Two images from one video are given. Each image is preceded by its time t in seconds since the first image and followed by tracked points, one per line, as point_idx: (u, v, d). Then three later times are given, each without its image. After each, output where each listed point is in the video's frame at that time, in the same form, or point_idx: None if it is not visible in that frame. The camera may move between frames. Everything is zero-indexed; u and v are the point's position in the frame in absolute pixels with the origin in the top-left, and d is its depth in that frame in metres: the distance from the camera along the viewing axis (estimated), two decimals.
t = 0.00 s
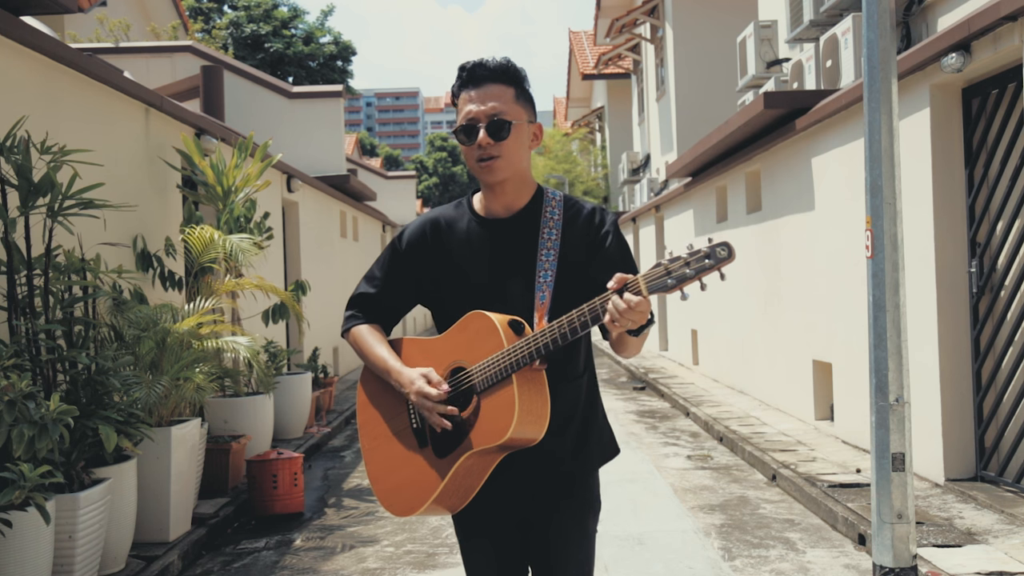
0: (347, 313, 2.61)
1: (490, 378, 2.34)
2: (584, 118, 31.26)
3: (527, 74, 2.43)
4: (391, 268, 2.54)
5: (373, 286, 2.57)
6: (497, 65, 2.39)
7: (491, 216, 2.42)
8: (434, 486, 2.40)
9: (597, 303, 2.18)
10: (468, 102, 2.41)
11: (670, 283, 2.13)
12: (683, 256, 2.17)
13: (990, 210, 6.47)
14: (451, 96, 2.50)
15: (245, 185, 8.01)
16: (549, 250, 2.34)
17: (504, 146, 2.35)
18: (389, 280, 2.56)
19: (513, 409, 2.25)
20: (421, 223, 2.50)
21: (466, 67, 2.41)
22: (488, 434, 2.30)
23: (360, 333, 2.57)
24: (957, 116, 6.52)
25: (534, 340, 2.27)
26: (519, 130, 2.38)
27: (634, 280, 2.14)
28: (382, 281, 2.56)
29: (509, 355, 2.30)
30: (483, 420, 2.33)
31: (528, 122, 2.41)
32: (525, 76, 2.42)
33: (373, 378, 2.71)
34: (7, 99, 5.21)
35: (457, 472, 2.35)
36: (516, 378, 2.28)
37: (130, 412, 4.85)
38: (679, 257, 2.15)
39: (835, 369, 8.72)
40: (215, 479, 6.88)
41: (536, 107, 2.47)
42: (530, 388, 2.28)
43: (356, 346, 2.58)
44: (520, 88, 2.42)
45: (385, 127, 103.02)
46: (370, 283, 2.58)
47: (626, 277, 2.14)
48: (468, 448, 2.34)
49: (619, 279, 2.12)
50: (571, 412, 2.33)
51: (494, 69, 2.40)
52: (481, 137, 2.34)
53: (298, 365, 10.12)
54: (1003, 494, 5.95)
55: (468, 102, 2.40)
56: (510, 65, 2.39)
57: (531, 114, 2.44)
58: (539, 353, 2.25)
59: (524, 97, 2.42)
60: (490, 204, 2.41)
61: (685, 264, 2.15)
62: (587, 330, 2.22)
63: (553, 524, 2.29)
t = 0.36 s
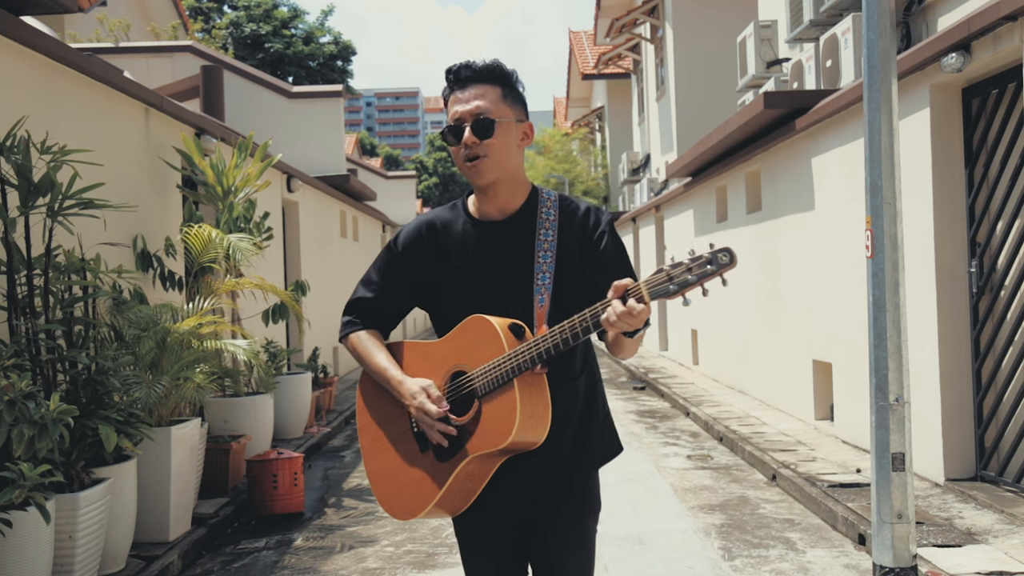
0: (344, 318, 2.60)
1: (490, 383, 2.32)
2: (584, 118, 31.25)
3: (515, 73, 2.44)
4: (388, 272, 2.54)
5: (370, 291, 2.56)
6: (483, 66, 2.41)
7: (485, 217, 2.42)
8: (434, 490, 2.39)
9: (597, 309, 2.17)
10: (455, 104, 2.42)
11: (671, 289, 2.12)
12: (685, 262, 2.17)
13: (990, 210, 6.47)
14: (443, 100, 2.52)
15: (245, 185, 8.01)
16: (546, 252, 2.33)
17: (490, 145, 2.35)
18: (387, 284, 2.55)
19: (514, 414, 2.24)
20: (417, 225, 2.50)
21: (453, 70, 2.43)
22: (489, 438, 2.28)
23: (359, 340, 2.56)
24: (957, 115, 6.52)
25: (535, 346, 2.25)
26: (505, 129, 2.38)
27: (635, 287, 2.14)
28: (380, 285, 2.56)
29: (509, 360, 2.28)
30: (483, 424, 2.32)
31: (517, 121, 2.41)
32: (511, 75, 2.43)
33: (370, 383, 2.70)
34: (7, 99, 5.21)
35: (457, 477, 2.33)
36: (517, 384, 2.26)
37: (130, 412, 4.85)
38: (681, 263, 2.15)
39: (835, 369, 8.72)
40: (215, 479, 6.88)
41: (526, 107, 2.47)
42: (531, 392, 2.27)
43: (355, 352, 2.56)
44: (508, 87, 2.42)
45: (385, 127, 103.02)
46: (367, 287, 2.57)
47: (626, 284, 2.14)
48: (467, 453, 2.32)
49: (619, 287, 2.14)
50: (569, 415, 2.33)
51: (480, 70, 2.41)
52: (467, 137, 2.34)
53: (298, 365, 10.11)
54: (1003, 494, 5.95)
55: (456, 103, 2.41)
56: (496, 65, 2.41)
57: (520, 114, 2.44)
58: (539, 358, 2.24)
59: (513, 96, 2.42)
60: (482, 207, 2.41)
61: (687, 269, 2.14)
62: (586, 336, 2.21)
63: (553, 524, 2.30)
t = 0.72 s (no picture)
0: (338, 318, 2.58)
1: (492, 377, 2.32)
2: (584, 118, 31.25)
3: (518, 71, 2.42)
4: (384, 270, 2.52)
5: (366, 288, 2.55)
6: (489, 63, 2.38)
7: (482, 213, 2.43)
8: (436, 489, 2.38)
9: (600, 296, 2.19)
10: (460, 98, 2.41)
11: (675, 273, 2.14)
12: (686, 246, 2.18)
13: (990, 209, 6.47)
14: (443, 93, 2.50)
15: (245, 185, 8.01)
16: (544, 247, 2.34)
17: (498, 143, 2.36)
18: (382, 282, 2.54)
19: (518, 409, 2.24)
20: (412, 223, 2.49)
21: (459, 64, 2.41)
22: (493, 433, 2.28)
23: (356, 337, 2.55)
24: (957, 115, 6.52)
25: (537, 338, 2.26)
26: (511, 127, 2.39)
27: (638, 272, 2.15)
28: (375, 283, 2.54)
29: (511, 353, 2.29)
30: (486, 420, 2.32)
31: (521, 119, 2.42)
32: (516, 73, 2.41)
33: (367, 385, 2.69)
34: (8, 99, 5.21)
35: (459, 474, 2.32)
36: (519, 376, 2.27)
37: (130, 412, 4.85)
38: (682, 247, 2.17)
39: (835, 369, 8.72)
40: (215, 479, 6.88)
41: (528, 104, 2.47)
42: (533, 385, 2.27)
43: (352, 350, 2.55)
44: (512, 85, 2.40)
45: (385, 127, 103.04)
46: (362, 285, 2.56)
47: (629, 270, 2.15)
48: (470, 449, 2.32)
49: (622, 273, 2.13)
50: (569, 409, 2.33)
51: (486, 67, 2.39)
52: (476, 133, 2.35)
53: (298, 365, 10.11)
54: (1003, 494, 5.95)
55: (461, 98, 2.40)
56: (503, 63, 2.39)
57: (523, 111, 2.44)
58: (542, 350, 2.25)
59: (517, 94, 2.42)
60: (481, 203, 2.42)
61: (689, 254, 2.16)
62: (583, 327, 2.24)
63: (553, 520, 2.30)
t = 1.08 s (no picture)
0: (339, 318, 2.55)
1: (496, 382, 2.32)
2: (584, 118, 31.26)
3: (520, 74, 2.43)
4: (385, 271, 2.50)
5: (366, 291, 2.52)
6: (491, 65, 2.40)
7: (483, 217, 2.41)
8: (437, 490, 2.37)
9: (609, 306, 2.21)
10: (461, 102, 2.42)
11: (687, 284, 2.13)
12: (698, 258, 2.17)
13: (990, 210, 6.47)
14: (447, 97, 2.51)
15: (245, 185, 8.01)
16: (546, 252, 2.34)
17: (497, 144, 2.35)
18: (382, 283, 2.51)
19: (523, 414, 2.24)
20: (412, 224, 2.48)
21: (461, 67, 2.42)
22: (496, 437, 2.28)
23: (356, 337, 2.52)
24: (957, 116, 6.52)
25: (542, 345, 2.26)
26: (511, 129, 2.38)
27: (650, 282, 2.15)
28: (376, 285, 2.51)
29: (515, 359, 2.29)
30: (490, 424, 2.31)
31: (523, 122, 2.41)
32: (518, 75, 2.42)
33: (367, 384, 2.67)
34: (8, 99, 5.22)
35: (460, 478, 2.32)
36: (524, 383, 2.27)
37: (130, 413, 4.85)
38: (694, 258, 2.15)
39: (835, 369, 8.72)
40: (215, 480, 6.89)
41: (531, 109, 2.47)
42: (537, 391, 2.27)
43: (352, 351, 2.52)
44: (513, 88, 2.42)
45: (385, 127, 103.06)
46: (362, 287, 2.53)
47: (641, 280, 2.14)
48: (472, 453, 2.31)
49: (634, 282, 2.12)
50: (567, 408, 2.37)
51: (488, 69, 2.40)
52: (474, 136, 2.35)
53: (298, 365, 10.11)
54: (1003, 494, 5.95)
55: (463, 100, 2.41)
56: (505, 66, 2.40)
57: (526, 115, 2.44)
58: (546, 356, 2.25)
59: (518, 97, 2.42)
60: (481, 205, 2.41)
61: (700, 266, 2.16)
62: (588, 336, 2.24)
63: (555, 519, 2.30)
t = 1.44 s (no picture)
0: (353, 322, 2.58)
1: (494, 394, 2.32)
2: (584, 118, 31.26)
3: (527, 76, 2.40)
4: (398, 274, 2.52)
5: (379, 293, 2.56)
6: (496, 70, 2.36)
7: (494, 222, 2.42)
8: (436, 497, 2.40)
9: (598, 328, 2.18)
10: (466, 109, 2.40)
11: (675, 311, 2.10)
12: (690, 282, 2.12)
13: (990, 210, 6.47)
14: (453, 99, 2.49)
15: (245, 185, 8.01)
16: (553, 263, 2.33)
17: (506, 152, 2.36)
18: (395, 286, 2.54)
19: (516, 428, 2.24)
20: (425, 228, 2.50)
21: (465, 73, 2.40)
22: (493, 448, 2.28)
23: (368, 342, 2.55)
24: (957, 116, 6.52)
25: (539, 359, 2.25)
26: (519, 134, 2.38)
27: (639, 305, 2.13)
28: (388, 287, 2.54)
29: (513, 372, 2.28)
30: (486, 435, 2.32)
31: (530, 126, 2.41)
32: (524, 78, 2.40)
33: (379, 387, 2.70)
34: (7, 99, 5.22)
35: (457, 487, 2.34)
36: (520, 395, 2.26)
37: (130, 412, 4.85)
38: (684, 284, 2.11)
39: (835, 369, 8.73)
40: (215, 479, 6.88)
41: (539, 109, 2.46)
42: (535, 404, 2.26)
43: (363, 354, 2.56)
44: (521, 90, 2.40)
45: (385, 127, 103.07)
46: (376, 289, 2.56)
47: (630, 303, 2.13)
48: (470, 462, 2.32)
49: (622, 306, 2.12)
50: (574, 418, 2.35)
51: (494, 74, 2.37)
52: (482, 144, 2.35)
53: (299, 365, 10.12)
54: (1003, 494, 5.95)
55: (469, 107, 2.39)
56: (511, 68, 2.37)
57: (533, 116, 2.43)
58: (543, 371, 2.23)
59: (525, 100, 2.41)
60: (492, 212, 2.42)
61: (690, 291, 2.10)
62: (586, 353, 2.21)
63: (562, 528, 2.30)
